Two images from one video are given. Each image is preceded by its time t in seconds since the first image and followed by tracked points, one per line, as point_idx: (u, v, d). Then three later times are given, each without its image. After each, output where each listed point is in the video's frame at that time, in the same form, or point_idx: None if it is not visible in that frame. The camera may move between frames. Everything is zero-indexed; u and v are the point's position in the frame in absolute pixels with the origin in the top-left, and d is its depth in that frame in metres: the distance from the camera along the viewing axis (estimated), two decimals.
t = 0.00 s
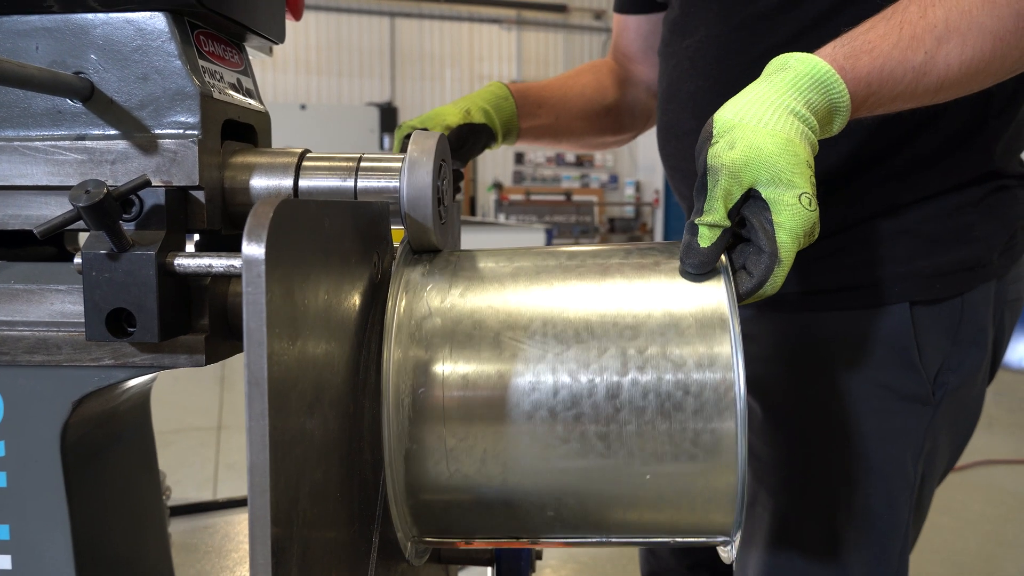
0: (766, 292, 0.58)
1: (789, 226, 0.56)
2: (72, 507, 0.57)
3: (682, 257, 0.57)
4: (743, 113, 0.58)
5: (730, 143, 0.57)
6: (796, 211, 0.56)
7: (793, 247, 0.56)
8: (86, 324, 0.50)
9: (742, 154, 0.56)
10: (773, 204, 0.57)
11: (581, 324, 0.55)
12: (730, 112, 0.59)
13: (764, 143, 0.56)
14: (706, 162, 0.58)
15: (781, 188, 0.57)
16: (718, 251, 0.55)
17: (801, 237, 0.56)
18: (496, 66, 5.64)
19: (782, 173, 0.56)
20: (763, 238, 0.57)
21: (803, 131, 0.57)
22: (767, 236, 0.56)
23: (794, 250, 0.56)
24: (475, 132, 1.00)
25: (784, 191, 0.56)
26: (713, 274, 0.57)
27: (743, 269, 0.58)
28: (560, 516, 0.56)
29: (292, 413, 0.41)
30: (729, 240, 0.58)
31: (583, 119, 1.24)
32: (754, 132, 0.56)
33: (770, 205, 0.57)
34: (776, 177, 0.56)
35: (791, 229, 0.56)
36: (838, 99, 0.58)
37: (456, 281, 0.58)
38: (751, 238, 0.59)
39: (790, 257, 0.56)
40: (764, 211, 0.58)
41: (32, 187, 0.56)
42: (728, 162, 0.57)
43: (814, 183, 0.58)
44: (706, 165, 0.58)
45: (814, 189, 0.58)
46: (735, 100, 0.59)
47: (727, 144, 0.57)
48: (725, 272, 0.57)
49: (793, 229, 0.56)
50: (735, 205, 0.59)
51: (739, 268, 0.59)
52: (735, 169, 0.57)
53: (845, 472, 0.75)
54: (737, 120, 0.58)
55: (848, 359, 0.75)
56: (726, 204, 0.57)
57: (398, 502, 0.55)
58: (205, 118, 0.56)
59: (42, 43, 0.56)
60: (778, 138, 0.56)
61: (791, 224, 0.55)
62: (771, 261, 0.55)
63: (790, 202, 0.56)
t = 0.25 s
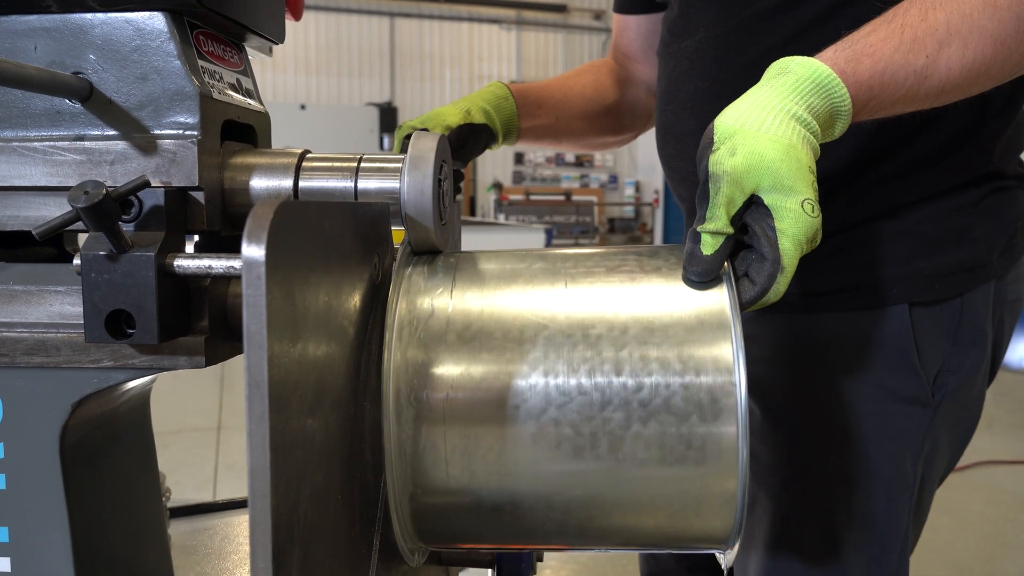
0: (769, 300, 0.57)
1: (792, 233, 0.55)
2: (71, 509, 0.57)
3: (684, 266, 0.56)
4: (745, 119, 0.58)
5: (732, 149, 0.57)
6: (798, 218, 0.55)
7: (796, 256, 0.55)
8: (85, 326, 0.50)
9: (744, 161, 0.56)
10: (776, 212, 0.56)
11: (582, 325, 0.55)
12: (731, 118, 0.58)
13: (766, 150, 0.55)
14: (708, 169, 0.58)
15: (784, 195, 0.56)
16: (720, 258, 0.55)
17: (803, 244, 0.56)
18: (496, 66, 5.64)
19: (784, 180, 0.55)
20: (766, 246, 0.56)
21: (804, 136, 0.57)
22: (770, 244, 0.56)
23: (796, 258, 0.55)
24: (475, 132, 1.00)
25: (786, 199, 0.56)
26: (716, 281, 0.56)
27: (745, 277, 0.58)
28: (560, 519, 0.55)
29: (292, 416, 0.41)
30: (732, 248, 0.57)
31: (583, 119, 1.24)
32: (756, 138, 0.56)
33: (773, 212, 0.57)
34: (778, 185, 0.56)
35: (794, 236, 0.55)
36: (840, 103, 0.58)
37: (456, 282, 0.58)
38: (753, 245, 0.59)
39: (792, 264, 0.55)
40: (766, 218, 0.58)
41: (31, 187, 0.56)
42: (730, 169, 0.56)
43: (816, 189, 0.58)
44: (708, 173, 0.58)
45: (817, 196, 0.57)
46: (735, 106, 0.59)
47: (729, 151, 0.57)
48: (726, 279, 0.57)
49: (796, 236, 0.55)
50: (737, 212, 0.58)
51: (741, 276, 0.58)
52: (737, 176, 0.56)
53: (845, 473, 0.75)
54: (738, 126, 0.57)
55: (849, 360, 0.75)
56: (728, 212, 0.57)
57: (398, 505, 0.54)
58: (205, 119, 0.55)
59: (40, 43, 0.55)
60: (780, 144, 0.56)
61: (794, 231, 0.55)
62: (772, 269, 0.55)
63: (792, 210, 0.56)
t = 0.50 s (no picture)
0: (770, 303, 0.57)
1: (794, 235, 0.55)
2: (70, 514, 0.57)
3: (685, 269, 0.56)
4: (745, 120, 0.57)
5: (732, 150, 0.57)
6: (800, 220, 0.55)
7: (797, 258, 0.56)
8: (84, 331, 0.50)
9: (745, 162, 0.56)
10: (778, 213, 0.56)
11: (581, 330, 0.55)
12: (732, 118, 0.58)
13: (766, 151, 0.55)
14: (708, 170, 0.58)
15: (785, 196, 0.56)
16: (720, 261, 0.55)
17: (804, 247, 0.56)
18: (495, 66, 5.64)
19: (785, 181, 0.55)
20: (767, 248, 0.56)
21: (805, 137, 0.57)
22: (772, 246, 0.56)
23: (797, 260, 0.56)
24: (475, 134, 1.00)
25: (787, 200, 0.56)
26: (717, 284, 0.56)
27: (746, 280, 0.58)
28: (560, 523, 0.55)
29: (291, 421, 0.41)
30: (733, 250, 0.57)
31: (582, 121, 1.24)
32: (757, 139, 0.56)
33: (774, 214, 0.57)
34: (779, 186, 0.56)
35: (795, 238, 0.55)
36: (841, 105, 0.58)
37: (455, 286, 0.58)
38: (753, 248, 0.59)
39: (793, 266, 0.55)
40: (768, 220, 0.58)
41: (29, 191, 0.55)
42: (730, 170, 0.56)
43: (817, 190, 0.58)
44: (707, 175, 0.58)
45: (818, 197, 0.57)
46: (736, 107, 0.59)
47: (729, 153, 0.57)
48: (727, 282, 0.56)
49: (797, 238, 0.55)
50: (738, 213, 0.58)
51: (743, 279, 0.58)
52: (738, 178, 0.56)
53: (845, 476, 0.75)
54: (738, 127, 0.57)
55: (849, 363, 0.75)
56: (729, 213, 0.57)
57: (398, 510, 0.54)
58: (204, 123, 0.55)
59: (39, 46, 0.55)
60: (781, 146, 0.55)
61: (795, 233, 0.55)
62: (775, 271, 0.55)
63: (794, 210, 0.56)
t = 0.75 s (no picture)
0: (768, 314, 0.57)
1: (791, 246, 0.55)
2: (70, 518, 0.57)
3: (683, 279, 0.56)
4: (744, 130, 0.57)
5: (731, 162, 0.56)
6: (798, 231, 0.55)
7: (795, 270, 0.55)
8: (84, 336, 0.50)
9: (744, 173, 0.56)
10: (776, 224, 0.56)
11: (580, 335, 0.55)
12: (730, 128, 0.58)
13: (765, 162, 0.55)
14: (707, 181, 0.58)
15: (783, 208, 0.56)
16: (719, 271, 0.55)
17: (802, 258, 0.56)
18: (495, 66, 5.64)
19: (784, 193, 0.55)
20: (765, 259, 0.56)
21: (803, 147, 0.57)
22: (770, 257, 0.56)
23: (795, 271, 0.55)
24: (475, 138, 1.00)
25: (786, 211, 0.56)
26: (715, 295, 0.56)
27: (744, 291, 0.58)
28: (558, 528, 0.55)
29: (291, 428, 0.41)
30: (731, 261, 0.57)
31: (582, 124, 1.24)
32: (756, 150, 0.56)
33: (772, 225, 0.57)
34: (778, 197, 0.56)
35: (793, 249, 0.55)
36: (839, 114, 0.58)
37: (453, 292, 0.58)
38: (752, 258, 0.59)
39: (791, 277, 0.55)
40: (766, 230, 0.58)
41: (30, 197, 0.56)
42: (730, 182, 0.56)
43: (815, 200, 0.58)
44: (707, 186, 0.58)
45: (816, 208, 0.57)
46: (735, 117, 0.59)
47: (728, 163, 0.57)
48: (726, 293, 0.57)
49: (795, 249, 0.55)
50: (737, 225, 0.58)
51: (741, 289, 0.58)
52: (737, 189, 0.56)
53: (844, 480, 0.75)
54: (737, 137, 0.57)
55: (847, 367, 0.75)
56: (727, 224, 0.57)
57: (396, 515, 0.54)
58: (204, 129, 0.55)
59: (39, 52, 0.55)
60: (780, 157, 0.55)
61: (794, 244, 0.55)
62: (772, 283, 0.55)
63: (792, 222, 0.56)
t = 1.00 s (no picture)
0: (762, 320, 0.57)
1: (785, 252, 0.56)
2: (70, 518, 0.57)
3: (677, 285, 0.56)
4: (738, 136, 0.58)
5: (726, 168, 0.57)
6: (792, 238, 0.56)
7: (788, 275, 0.56)
8: (83, 338, 0.50)
9: (738, 179, 0.56)
10: (770, 230, 0.57)
11: (574, 337, 0.55)
12: (724, 135, 0.59)
13: (759, 168, 0.56)
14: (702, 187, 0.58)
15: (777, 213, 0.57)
16: (713, 277, 0.55)
17: (796, 263, 0.56)
18: (494, 66, 5.64)
19: (778, 199, 0.56)
20: (759, 265, 0.56)
21: (797, 153, 0.58)
22: (764, 263, 0.56)
23: (789, 276, 0.56)
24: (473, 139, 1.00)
25: (780, 217, 0.57)
26: (710, 301, 0.56)
27: (738, 297, 0.58)
28: (552, 527, 0.56)
29: (288, 429, 0.41)
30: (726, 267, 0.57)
31: (579, 125, 1.24)
32: (750, 156, 0.56)
33: (766, 231, 0.57)
34: (772, 203, 0.56)
35: (787, 255, 0.56)
36: (832, 119, 0.59)
37: (449, 294, 0.59)
38: (746, 264, 0.59)
39: (784, 283, 0.56)
40: (760, 237, 0.58)
41: (29, 200, 0.56)
42: (724, 188, 0.56)
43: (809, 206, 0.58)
44: (702, 193, 0.58)
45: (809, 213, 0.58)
46: (729, 123, 0.59)
47: (722, 169, 0.57)
48: (720, 299, 0.57)
49: (789, 255, 0.56)
50: (731, 231, 0.58)
51: (735, 296, 0.58)
52: (731, 195, 0.57)
53: (838, 480, 0.75)
54: (731, 144, 0.58)
55: (841, 367, 0.75)
56: (722, 229, 0.57)
57: (392, 514, 0.55)
58: (202, 132, 0.56)
59: (39, 56, 0.56)
60: (774, 163, 0.56)
61: (788, 250, 0.55)
62: (766, 288, 0.55)
63: (785, 228, 0.56)
